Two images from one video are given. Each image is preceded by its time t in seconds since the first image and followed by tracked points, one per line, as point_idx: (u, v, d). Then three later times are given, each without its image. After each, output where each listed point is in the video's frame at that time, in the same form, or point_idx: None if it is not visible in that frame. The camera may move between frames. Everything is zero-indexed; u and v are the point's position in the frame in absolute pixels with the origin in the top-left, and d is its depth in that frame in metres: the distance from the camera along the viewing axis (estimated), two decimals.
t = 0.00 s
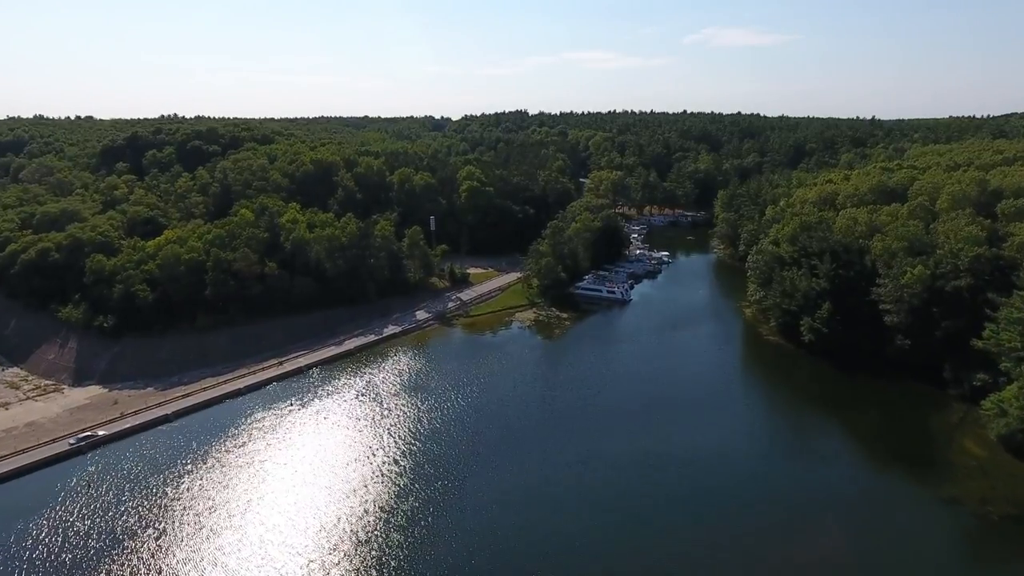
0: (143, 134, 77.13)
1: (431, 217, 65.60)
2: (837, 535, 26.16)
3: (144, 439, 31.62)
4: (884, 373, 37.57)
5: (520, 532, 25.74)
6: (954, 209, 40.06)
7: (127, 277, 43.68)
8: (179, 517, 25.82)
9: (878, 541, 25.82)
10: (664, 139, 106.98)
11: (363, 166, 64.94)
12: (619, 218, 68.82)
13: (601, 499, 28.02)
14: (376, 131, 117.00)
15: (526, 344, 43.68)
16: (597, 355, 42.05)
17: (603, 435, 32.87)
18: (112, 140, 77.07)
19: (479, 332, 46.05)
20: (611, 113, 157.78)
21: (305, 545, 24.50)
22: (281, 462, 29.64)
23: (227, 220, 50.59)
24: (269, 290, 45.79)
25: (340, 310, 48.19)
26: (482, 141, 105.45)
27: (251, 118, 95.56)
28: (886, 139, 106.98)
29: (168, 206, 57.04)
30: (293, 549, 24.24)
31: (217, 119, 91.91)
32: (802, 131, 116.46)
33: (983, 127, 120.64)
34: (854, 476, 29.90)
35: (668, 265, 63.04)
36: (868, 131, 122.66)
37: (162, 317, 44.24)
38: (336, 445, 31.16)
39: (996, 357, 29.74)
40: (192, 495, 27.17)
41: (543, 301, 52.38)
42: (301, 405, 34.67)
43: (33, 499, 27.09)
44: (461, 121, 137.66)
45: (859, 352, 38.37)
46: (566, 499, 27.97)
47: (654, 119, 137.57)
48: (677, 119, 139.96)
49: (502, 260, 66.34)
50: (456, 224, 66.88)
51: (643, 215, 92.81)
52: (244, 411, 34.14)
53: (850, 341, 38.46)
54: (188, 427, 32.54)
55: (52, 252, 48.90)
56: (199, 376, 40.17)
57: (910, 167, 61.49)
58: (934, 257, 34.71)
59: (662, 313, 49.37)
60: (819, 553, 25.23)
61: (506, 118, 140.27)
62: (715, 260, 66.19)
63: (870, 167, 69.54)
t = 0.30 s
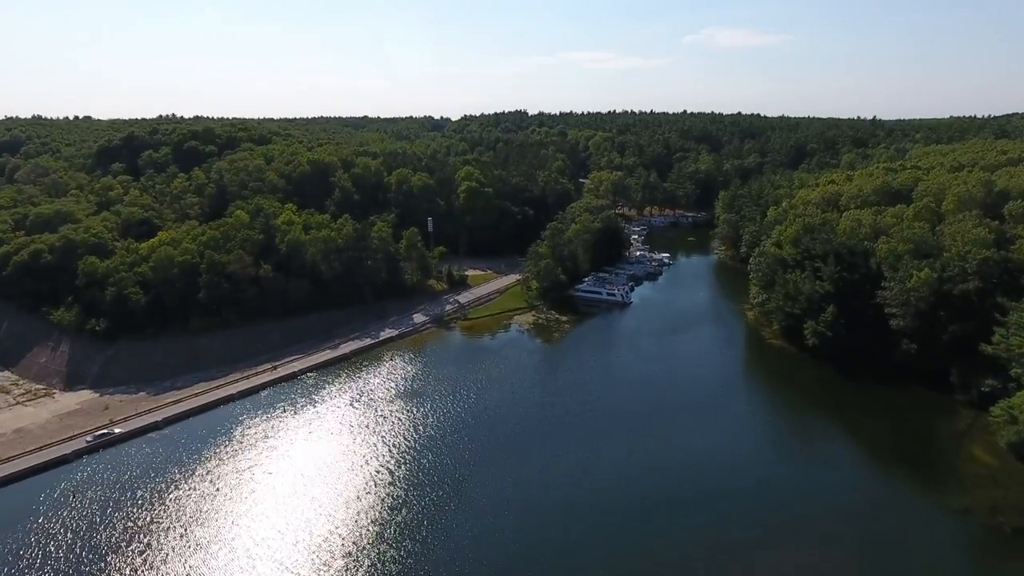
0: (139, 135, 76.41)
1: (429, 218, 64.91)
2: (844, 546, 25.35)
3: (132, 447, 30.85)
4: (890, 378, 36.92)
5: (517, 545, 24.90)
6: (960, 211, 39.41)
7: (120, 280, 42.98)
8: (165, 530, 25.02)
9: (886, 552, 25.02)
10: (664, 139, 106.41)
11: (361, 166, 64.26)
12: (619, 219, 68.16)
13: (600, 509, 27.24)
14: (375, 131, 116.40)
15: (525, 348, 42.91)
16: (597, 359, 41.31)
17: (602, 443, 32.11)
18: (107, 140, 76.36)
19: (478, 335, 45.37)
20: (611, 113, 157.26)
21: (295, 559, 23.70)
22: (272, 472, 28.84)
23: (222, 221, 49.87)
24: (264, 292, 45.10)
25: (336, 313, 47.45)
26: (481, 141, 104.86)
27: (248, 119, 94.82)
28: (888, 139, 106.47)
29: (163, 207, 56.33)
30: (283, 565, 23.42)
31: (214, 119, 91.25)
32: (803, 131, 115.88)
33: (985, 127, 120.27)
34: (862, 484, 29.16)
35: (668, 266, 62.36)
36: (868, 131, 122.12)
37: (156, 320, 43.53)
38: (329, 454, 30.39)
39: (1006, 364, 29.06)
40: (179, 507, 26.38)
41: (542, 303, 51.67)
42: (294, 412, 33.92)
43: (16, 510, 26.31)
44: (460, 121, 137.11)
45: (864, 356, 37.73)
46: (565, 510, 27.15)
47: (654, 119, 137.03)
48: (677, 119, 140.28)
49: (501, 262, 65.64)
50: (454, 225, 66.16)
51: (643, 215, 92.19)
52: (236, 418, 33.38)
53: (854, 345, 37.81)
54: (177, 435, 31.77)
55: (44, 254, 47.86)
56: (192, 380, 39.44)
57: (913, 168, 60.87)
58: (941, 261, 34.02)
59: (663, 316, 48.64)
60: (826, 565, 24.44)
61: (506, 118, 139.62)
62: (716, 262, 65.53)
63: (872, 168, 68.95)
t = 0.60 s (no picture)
0: (132, 134, 75.63)
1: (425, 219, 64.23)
2: (848, 558, 24.68)
3: (118, 455, 30.08)
4: (893, 383, 36.29)
5: (511, 558, 24.15)
6: (964, 212, 38.77)
7: (109, 282, 42.21)
8: (149, 544, 24.23)
9: (891, 563, 24.37)
10: (662, 139, 105.94)
11: (356, 167, 63.59)
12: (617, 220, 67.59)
13: (597, 521, 26.45)
14: (371, 131, 115.75)
15: (521, 352, 42.22)
16: (595, 363, 40.60)
17: (601, 450, 31.37)
18: (100, 140, 75.56)
19: (474, 338, 44.66)
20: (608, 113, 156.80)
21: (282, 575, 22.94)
22: (261, 483, 28.08)
23: (214, 222, 49.09)
24: (256, 295, 44.32)
25: (330, 316, 46.72)
26: (478, 141, 104.29)
27: (243, 119, 93.95)
28: (886, 139, 106.12)
29: (155, 208, 55.58)
30: None
31: (209, 120, 90.51)
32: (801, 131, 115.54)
33: (982, 127, 120.09)
34: (866, 493, 28.43)
35: (667, 268, 61.76)
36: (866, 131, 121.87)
37: (146, 323, 42.72)
38: (319, 464, 29.60)
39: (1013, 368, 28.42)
40: (163, 519, 25.57)
41: (539, 306, 51.01)
42: (285, 420, 33.15)
43: None
44: (457, 121, 136.54)
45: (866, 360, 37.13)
46: (561, 520, 26.43)
47: (651, 119, 137.16)
48: (675, 119, 139.93)
49: (498, 263, 64.98)
50: (450, 227, 65.41)
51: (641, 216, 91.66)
52: (225, 425, 32.62)
53: (856, 349, 37.21)
54: (165, 443, 31.03)
55: (34, 256, 46.82)
56: (182, 385, 38.70)
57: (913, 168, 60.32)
58: (945, 264, 33.39)
59: (662, 319, 48.00)
60: None
61: (503, 118, 138.96)
62: (715, 263, 64.88)
63: (872, 168, 68.51)
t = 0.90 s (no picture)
0: (125, 135, 74.77)
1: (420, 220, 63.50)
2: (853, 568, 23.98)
3: (102, 465, 29.26)
4: (897, 387, 35.70)
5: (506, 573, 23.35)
6: (968, 213, 38.20)
7: (99, 285, 41.42)
8: (130, 560, 23.41)
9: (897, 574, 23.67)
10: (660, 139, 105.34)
11: (350, 167, 62.84)
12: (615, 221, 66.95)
13: (595, 532, 25.67)
14: (368, 131, 114.97)
15: (518, 356, 41.49)
16: (592, 368, 39.88)
17: (599, 458, 30.61)
18: (93, 140, 74.71)
19: (470, 342, 43.94)
20: (606, 113, 156.22)
21: None
22: (248, 495, 27.27)
23: (206, 224, 48.30)
24: (249, 298, 43.56)
25: (323, 319, 45.96)
26: (475, 141, 103.58)
27: (238, 119, 93.17)
28: (884, 139, 105.66)
29: (147, 209, 54.76)
30: None
31: (203, 120, 89.67)
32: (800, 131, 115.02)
33: (981, 127, 119.77)
34: (869, 501, 27.77)
35: (665, 269, 61.12)
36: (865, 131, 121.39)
37: (136, 326, 41.95)
38: (309, 474, 28.84)
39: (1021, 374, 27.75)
40: (147, 533, 24.79)
41: (536, 308, 50.31)
42: (275, 428, 32.37)
43: None
44: (454, 121, 135.85)
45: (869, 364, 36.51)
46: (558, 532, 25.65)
47: (649, 119, 136.62)
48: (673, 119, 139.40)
49: (494, 265, 64.26)
50: (446, 227, 64.69)
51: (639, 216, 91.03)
52: (213, 433, 31.84)
53: (859, 352, 36.63)
54: (151, 452, 30.23)
55: (23, 259, 45.78)
56: (172, 390, 37.94)
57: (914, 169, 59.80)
58: (950, 266, 32.73)
59: (661, 322, 47.32)
60: None
61: (500, 118, 138.32)
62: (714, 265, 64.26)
63: (872, 168, 67.98)
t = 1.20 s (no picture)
0: (120, 135, 73.97)
1: (417, 221, 62.78)
2: None
3: (88, 475, 28.48)
4: (902, 392, 35.04)
5: None
6: (973, 214, 37.58)
7: (89, 288, 40.66)
8: None
9: None
10: (659, 139, 104.72)
11: (346, 168, 62.14)
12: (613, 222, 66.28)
13: (594, 544, 24.92)
14: (365, 131, 114.22)
15: (515, 360, 40.78)
16: (591, 372, 39.16)
17: (598, 467, 29.89)
18: (87, 140, 73.90)
19: (467, 345, 43.24)
20: (605, 113, 155.56)
21: None
22: (237, 507, 26.50)
23: (199, 225, 47.56)
24: (241, 301, 42.87)
25: (318, 322, 45.26)
26: (473, 141, 102.90)
27: (234, 119, 92.42)
28: (884, 139, 105.06)
29: (140, 210, 53.98)
30: None
31: (199, 120, 88.89)
32: (799, 131, 114.40)
33: (981, 127, 119.24)
34: (875, 511, 27.08)
35: (665, 271, 60.47)
36: (865, 131, 120.78)
37: (127, 330, 41.18)
38: (301, 485, 28.11)
39: None
40: (132, 547, 24.03)
41: (534, 311, 49.64)
42: (267, 436, 31.64)
43: None
44: (452, 121, 135.14)
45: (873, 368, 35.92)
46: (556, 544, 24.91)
47: (648, 119, 135.99)
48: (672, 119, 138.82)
49: (492, 266, 63.55)
50: (444, 229, 64.00)
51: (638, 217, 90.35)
52: (203, 442, 31.08)
53: (863, 356, 35.96)
54: (138, 462, 29.46)
55: (13, 260, 44.78)
56: (163, 395, 37.21)
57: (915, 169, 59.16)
58: (956, 269, 32.16)
59: (660, 324, 46.64)
60: None
61: (498, 118, 137.70)
62: (714, 266, 63.62)
63: (873, 169, 67.43)
